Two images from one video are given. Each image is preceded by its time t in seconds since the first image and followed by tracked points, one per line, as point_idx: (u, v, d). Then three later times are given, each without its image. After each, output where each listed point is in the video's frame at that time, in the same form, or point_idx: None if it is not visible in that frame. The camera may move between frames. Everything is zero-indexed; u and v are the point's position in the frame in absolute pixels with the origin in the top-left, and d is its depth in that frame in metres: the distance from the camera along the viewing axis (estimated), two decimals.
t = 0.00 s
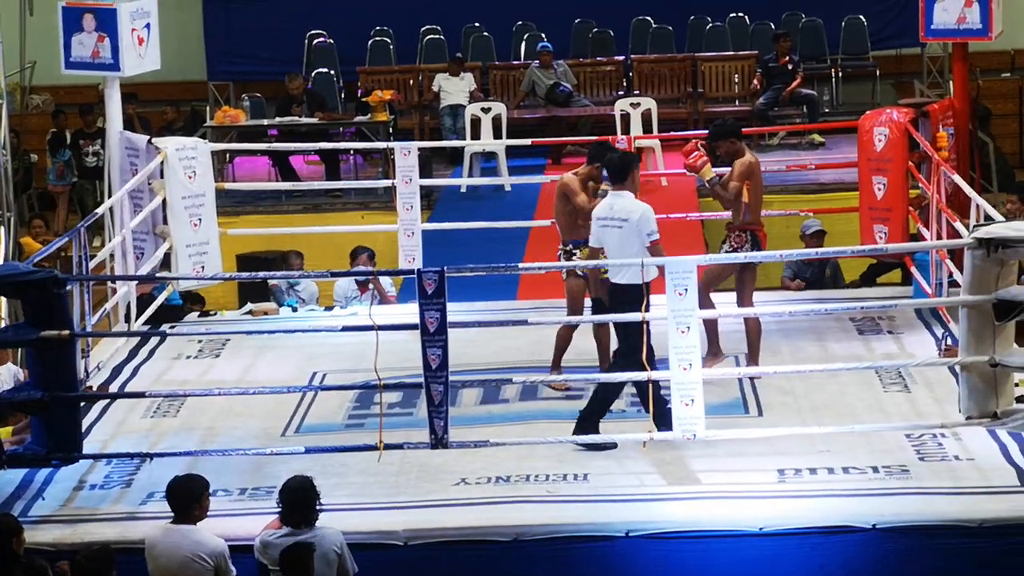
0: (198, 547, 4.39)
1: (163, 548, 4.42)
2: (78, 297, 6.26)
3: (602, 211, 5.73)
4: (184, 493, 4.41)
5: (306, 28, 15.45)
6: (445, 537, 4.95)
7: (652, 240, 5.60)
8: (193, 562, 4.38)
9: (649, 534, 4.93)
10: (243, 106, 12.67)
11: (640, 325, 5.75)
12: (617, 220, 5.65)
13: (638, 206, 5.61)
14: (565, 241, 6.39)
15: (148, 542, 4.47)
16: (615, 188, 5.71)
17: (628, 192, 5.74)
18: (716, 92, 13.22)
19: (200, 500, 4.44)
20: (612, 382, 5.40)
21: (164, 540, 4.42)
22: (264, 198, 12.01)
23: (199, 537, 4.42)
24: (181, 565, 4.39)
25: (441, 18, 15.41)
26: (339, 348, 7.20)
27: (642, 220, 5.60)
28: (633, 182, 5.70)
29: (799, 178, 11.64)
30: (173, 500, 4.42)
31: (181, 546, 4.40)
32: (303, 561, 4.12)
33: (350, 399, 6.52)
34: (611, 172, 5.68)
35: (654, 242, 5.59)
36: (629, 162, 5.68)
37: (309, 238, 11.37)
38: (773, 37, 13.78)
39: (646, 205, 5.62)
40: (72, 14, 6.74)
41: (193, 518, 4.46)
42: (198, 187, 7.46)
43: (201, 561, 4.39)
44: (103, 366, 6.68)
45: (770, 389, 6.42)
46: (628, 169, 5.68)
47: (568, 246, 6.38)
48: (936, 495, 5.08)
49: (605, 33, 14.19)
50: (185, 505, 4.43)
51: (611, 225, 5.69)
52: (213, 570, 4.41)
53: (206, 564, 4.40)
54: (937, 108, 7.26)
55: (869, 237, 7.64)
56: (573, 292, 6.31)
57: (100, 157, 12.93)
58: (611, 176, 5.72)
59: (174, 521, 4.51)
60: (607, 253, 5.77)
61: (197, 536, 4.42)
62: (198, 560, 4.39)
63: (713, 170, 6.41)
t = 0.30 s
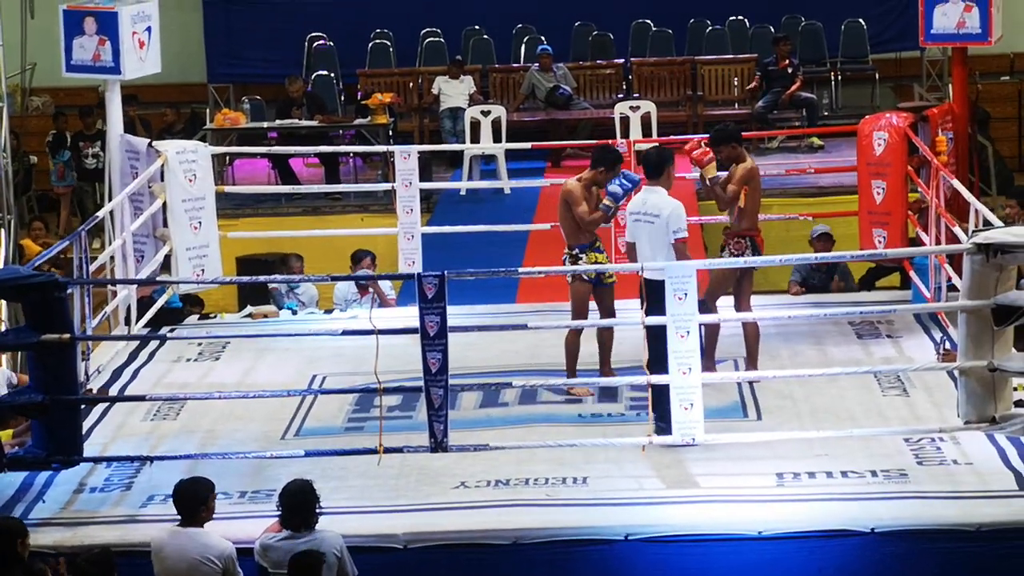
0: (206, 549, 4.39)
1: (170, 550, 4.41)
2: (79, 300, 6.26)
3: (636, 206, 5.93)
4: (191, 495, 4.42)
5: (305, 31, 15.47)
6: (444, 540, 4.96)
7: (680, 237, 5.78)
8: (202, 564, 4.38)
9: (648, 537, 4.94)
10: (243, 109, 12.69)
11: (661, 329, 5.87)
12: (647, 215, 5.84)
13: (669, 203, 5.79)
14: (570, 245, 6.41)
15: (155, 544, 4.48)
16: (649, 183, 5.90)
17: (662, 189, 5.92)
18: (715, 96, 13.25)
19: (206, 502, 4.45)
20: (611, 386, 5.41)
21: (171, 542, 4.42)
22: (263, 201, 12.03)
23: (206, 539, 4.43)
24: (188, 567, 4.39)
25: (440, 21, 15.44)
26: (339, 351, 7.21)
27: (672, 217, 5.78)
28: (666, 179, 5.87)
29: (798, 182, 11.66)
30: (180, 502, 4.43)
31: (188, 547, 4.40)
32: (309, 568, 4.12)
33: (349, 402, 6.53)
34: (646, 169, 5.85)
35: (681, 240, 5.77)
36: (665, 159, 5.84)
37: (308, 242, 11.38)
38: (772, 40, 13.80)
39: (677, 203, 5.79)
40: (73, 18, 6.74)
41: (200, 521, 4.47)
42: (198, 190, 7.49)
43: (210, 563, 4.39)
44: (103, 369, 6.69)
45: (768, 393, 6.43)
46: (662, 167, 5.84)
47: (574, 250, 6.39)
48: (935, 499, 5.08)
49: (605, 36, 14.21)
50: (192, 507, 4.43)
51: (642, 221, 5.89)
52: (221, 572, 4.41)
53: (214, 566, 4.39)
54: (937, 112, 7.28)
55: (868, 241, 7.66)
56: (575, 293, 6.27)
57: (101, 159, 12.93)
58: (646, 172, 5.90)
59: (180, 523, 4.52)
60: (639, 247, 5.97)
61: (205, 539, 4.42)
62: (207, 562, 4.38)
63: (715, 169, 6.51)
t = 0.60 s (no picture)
0: (207, 542, 4.40)
1: (172, 543, 4.43)
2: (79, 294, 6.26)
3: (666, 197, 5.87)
4: (190, 489, 4.43)
5: (305, 23, 15.46)
6: (444, 532, 4.97)
7: (713, 231, 5.73)
8: (203, 557, 4.40)
9: (649, 530, 4.95)
10: (242, 101, 12.70)
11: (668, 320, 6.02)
12: (682, 207, 5.79)
13: (705, 196, 5.73)
14: (578, 240, 6.40)
15: (155, 537, 4.49)
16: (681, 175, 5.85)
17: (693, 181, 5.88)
18: (715, 87, 13.20)
19: (206, 495, 4.46)
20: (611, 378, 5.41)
21: (173, 534, 4.43)
22: (263, 193, 12.03)
23: (207, 532, 4.44)
24: (189, 560, 4.40)
25: (439, 13, 15.44)
26: (340, 344, 7.22)
27: (708, 210, 5.72)
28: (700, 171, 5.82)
29: (798, 174, 11.66)
30: (180, 496, 4.44)
31: (190, 541, 4.41)
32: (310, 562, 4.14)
33: (350, 395, 6.54)
34: (678, 160, 5.89)
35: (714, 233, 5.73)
36: (699, 151, 5.89)
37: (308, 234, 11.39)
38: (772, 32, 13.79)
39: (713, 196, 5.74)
40: (73, 10, 6.71)
41: (200, 513, 4.48)
42: (199, 183, 7.51)
43: (211, 555, 4.40)
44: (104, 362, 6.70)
45: (768, 386, 6.45)
46: (695, 158, 5.90)
47: (581, 244, 6.38)
48: (935, 491, 5.09)
49: (605, 28, 14.21)
50: (192, 500, 4.45)
51: (674, 212, 5.83)
52: (222, 564, 4.42)
53: (216, 558, 4.41)
54: (936, 105, 7.28)
55: (868, 233, 7.66)
56: (580, 288, 6.26)
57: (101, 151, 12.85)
58: (678, 164, 5.92)
59: (180, 516, 4.53)
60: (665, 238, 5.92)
61: (206, 531, 4.44)
62: (208, 555, 4.40)
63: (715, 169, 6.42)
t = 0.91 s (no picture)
0: (214, 549, 4.40)
1: (179, 550, 4.42)
2: (94, 302, 6.29)
3: (707, 201, 5.79)
4: (195, 495, 4.45)
5: (322, 32, 15.51)
6: (457, 540, 4.96)
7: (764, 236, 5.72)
8: (209, 565, 4.39)
9: (663, 538, 4.93)
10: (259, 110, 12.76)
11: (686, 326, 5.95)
12: (730, 212, 5.74)
13: (755, 201, 5.71)
14: (595, 248, 6.37)
15: (163, 544, 4.49)
16: (724, 179, 5.78)
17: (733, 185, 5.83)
18: (732, 95, 13.28)
19: (211, 501, 4.47)
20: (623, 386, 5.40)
21: (180, 542, 4.43)
22: (280, 201, 12.07)
23: (215, 539, 4.44)
24: (197, 567, 4.40)
25: (455, 22, 15.47)
26: (355, 351, 7.23)
27: (757, 215, 5.71)
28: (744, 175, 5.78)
29: (815, 181, 11.64)
30: (185, 503, 4.46)
31: (197, 549, 4.41)
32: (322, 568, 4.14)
33: (365, 402, 6.55)
34: (720, 164, 5.75)
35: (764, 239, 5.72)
36: (740, 155, 5.77)
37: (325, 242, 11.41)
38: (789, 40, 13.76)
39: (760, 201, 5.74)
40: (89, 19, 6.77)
41: (206, 521, 4.49)
42: (214, 192, 7.55)
43: (217, 563, 4.40)
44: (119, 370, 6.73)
45: (784, 393, 6.42)
46: (737, 163, 5.76)
47: (599, 254, 6.36)
48: (950, 499, 5.06)
49: (621, 36, 14.21)
50: (198, 507, 4.46)
51: (719, 216, 5.77)
52: (229, 571, 4.42)
53: (222, 566, 4.40)
54: (951, 111, 7.22)
55: (883, 241, 7.63)
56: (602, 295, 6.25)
57: (118, 159, 13.04)
58: (718, 168, 5.78)
59: (188, 524, 4.53)
60: (705, 242, 5.83)
61: (213, 539, 4.44)
62: (214, 562, 4.40)
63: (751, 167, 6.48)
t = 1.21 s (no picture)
0: (223, 540, 4.42)
1: (188, 541, 4.45)
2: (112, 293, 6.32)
3: (722, 194, 5.77)
4: (204, 487, 4.46)
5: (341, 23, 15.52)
6: (471, 531, 4.97)
7: (779, 229, 5.69)
8: (219, 556, 4.41)
9: (677, 531, 4.93)
10: (278, 100, 12.79)
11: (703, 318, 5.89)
12: (744, 205, 5.71)
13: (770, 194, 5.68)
14: (597, 237, 6.39)
15: (173, 535, 4.51)
16: (739, 172, 5.74)
17: (748, 178, 5.79)
18: (751, 87, 13.26)
19: (221, 492, 4.48)
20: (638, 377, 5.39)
21: (189, 532, 4.46)
22: (298, 192, 12.10)
23: (225, 530, 4.46)
24: (206, 558, 4.42)
25: (475, 14, 15.47)
26: (372, 343, 7.24)
27: (772, 209, 5.68)
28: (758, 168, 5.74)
29: (834, 174, 11.59)
30: (195, 494, 4.48)
31: (207, 540, 4.43)
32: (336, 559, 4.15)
33: (381, 393, 6.57)
34: (734, 159, 5.68)
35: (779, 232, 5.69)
36: (756, 148, 5.69)
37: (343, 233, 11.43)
38: (809, 32, 13.71)
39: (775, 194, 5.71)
40: (108, 9, 6.77)
41: (216, 511, 4.50)
42: (232, 182, 7.57)
43: (227, 554, 4.42)
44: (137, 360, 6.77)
45: (800, 387, 6.40)
46: (751, 155, 5.69)
47: (600, 242, 6.38)
48: (966, 493, 5.04)
49: (640, 28, 14.18)
50: (208, 498, 4.47)
51: (734, 210, 5.75)
52: (239, 563, 4.44)
53: (231, 557, 4.42)
54: (969, 105, 7.23)
55: (901, 233, 7.58)
56: (601, 286, 6.24)
57: (137, 150, 13.00)
58: (731, 161, 5.73)
59: (198, 515, 4.55)
60: (720, 236, 5.83)
61: (223, 530, 4.46)
62: (224, 553, 4.41)
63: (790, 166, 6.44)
